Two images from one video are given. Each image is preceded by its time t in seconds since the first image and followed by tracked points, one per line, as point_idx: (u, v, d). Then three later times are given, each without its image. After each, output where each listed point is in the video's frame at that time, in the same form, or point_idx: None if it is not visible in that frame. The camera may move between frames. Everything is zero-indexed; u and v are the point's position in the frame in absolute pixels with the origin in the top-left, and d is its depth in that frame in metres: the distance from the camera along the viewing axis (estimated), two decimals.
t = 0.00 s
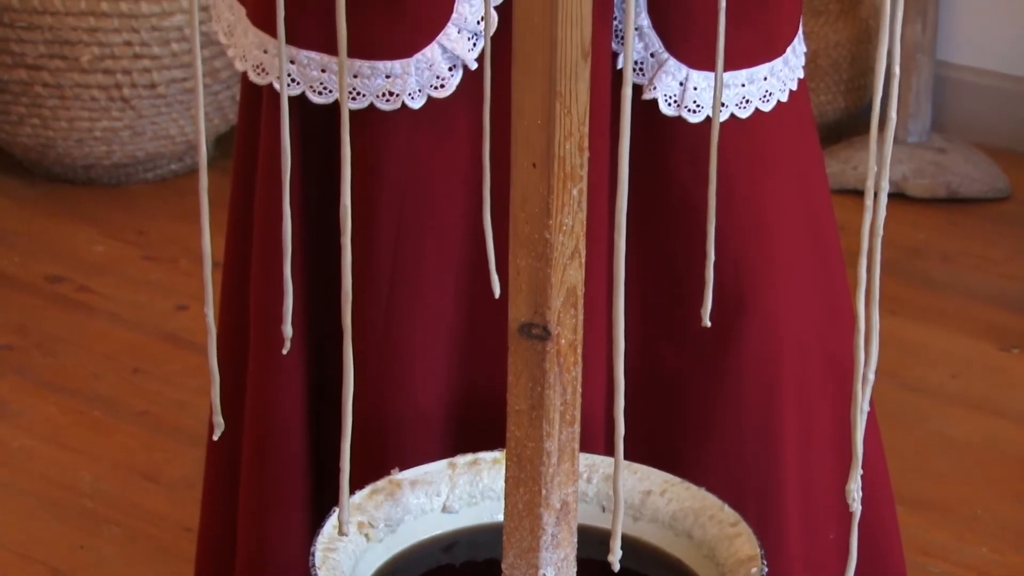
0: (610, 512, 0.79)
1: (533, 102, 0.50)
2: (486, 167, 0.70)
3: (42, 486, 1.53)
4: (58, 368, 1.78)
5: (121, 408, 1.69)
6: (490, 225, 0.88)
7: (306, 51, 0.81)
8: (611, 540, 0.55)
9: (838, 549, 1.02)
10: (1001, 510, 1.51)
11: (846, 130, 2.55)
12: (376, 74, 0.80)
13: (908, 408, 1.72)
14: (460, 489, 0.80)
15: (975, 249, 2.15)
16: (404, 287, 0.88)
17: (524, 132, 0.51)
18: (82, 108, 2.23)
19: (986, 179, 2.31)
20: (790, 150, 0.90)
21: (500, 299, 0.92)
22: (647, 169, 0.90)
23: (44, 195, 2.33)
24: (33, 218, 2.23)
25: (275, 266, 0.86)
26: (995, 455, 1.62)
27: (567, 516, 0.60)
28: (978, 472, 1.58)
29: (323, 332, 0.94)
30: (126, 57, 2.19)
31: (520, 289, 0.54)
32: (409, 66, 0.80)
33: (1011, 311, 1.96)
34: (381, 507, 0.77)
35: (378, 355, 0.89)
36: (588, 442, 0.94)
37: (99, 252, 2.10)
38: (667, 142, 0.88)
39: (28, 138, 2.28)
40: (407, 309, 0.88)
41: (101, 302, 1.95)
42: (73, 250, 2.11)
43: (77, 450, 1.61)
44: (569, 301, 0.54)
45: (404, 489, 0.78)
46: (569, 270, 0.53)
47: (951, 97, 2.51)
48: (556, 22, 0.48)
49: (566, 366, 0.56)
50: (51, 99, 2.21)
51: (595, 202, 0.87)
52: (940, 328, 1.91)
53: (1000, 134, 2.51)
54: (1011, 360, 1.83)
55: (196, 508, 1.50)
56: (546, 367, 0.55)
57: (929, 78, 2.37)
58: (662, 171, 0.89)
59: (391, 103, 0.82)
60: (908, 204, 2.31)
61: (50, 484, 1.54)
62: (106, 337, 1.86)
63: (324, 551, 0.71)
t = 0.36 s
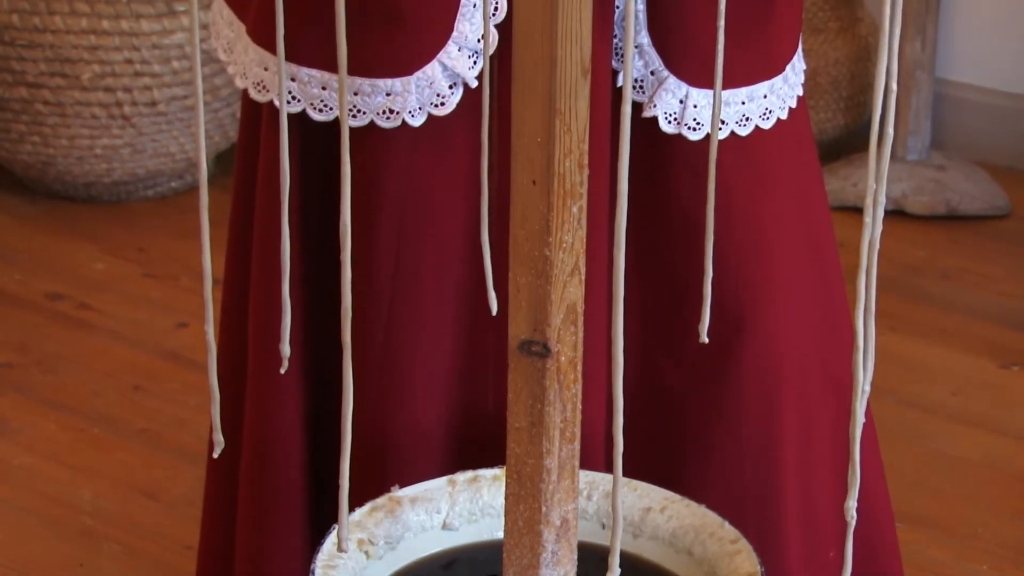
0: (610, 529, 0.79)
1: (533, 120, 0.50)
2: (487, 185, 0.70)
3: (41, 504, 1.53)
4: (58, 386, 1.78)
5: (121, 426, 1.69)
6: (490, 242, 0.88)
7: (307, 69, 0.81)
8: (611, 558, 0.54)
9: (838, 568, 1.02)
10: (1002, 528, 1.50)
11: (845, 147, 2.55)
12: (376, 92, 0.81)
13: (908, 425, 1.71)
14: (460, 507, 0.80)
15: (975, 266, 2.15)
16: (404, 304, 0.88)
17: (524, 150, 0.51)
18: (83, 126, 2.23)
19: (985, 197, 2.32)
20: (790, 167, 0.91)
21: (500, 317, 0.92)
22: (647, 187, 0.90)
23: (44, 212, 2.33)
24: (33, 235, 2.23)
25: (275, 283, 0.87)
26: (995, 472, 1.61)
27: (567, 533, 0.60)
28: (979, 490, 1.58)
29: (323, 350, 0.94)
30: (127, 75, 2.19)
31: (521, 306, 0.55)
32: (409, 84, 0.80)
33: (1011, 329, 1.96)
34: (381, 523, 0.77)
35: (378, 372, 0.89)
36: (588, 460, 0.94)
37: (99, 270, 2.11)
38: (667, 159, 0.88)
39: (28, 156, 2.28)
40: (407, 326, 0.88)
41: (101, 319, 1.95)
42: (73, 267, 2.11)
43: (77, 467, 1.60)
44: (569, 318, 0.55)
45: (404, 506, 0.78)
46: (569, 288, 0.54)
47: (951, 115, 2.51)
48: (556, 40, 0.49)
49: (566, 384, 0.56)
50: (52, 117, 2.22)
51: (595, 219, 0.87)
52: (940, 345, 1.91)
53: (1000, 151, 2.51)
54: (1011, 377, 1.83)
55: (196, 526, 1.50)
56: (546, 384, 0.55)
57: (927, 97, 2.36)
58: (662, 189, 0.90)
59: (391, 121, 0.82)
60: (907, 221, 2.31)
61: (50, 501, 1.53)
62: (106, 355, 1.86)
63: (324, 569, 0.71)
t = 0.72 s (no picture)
0: (610, 542, 0.79)
1: (534, 132, 0.50)
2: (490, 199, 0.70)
3: (40, 516, 1.53)
4: (58, 398, 1.78)
5: (121, 438, 1.69)
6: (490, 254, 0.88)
7: (307, 81, 0.81)
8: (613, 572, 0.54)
9: None
10: (1003, 540, 1.50)
11: (846, 159, 2.56)
12: (376, 104, 0.81)
13: (908, 437, 1.71)
14: (460, 519, 0.80)
15: (974, 278, 2.15)
16: (404, 316, 0.88)
17: (524, 162, 0.51)
18: (84, 138, 2.23)
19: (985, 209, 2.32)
20: (790, 179, 0.91)
21: (501, 329, 0.92)
22: (647, 199, 0.91)
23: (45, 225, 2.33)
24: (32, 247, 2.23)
25: (275, 296, 0.87)
26: (995, 484, 1.61)
27: (567, 544, 0.60)
28: (980, 502, 1.58)
29: (322, 361, 0.94)
30: (127, 87, 2.19)
31: (521, 319, 0.55)
32: (409, 96, 0.81)
33: (1012, 341, 1.96)
34: (381, 536, 0.77)
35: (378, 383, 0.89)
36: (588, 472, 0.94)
37: (99, 282, 2.11)
38: (667, 171, 0.88)
39: (29, 168, 2.28)
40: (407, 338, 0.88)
41: (100, 331, 1.95)
42: (73, 279, 2.11)
43: (76, 479, 1.60)
44: (569, 329, 0.55)
45: (404, 518, 0.78)
46: (569, 300, 0.54)
47: (951, 127, 2.51)
48: (556, 52, 0.49)
49: (567, 396, 0.56)
50: (53, 129, 2.21)
51: (595, 231, 0.87)
52: (940, 357, 1.91)
53: (999, 163, 2.51)
54: (1011, 389, 1.83)
55: (196, 538, 1.49)
56: (547, 396, 0.55)
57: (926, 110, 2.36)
58: (661, 200, 0.90)
59: (392, 133, 0.82)
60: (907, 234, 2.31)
61: (49, 513, 1.53)
62: (106, 367, 1.86)
63: None
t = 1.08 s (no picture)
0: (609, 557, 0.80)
1: (534, 147, 0.50)
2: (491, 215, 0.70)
3: (39, 531, 1.52)
4: (58, 413, 1.78)
5: (120, 453, 1.69)
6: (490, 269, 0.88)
7: (307, 97, 0.81)
8: None
9: None
10: (1003, 555, 1.50)
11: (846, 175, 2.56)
12: (376, 120, 0.81)
13: (908, 452, 1.71)
14: (461, 535, 0.80)
15: (974, 294, 2.15)
16: (404, 332, 0.88)
17: (524, 178, 0.51)
18: (84, 153, 2.23)
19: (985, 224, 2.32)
20: (789, 194, 0.91)
21: (501, 345, 0.92)
22: (647, 215, 0.91)
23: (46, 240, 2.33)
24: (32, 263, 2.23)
25: (275, 312, 0.87)
26: (995, 500, 1.61)
27: (567, 560, 0.60)
28: (980, 517, 1.58)
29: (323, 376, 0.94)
30: (128, 103, 2.19)
31: (521, 334, 0.55)
32: (409, 112, 0.81)
33: (1012, 356, 1.96)
34: (381, 552, 0.77)
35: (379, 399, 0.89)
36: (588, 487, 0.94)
37: (99, 297, 2.11)
38: (667, 186, 0.88)
39: (29, 184, 2.28)
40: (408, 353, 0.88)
41: (101, 347, 1.95)
42: (73, 295, 2.11)
43: (75, 495, 1.60)
44: (569, 345, 0.55)
45: (405, 534, 0.78)
46: (569, 315, 0.54)
47: (951, 143, 2.52)
48: (556, 67, 0.49)
49: (567, 412, 0.56)
50: (53, 144, 2.22)
51: (594, 246, 0.88)
52: (939, 372, 1.91)
53: (998, 178, 2.51)
54: (1010, 405, 1.82)
55: (195, 553, 1.49)
56: (547, 412, 0.55)
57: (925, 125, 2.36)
58: (661, 216, 0.90)
59: (392, 148, 0.82)
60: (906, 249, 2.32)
61: (47, 529, 1.53)
62: (106, 382, 1.86)
63: None
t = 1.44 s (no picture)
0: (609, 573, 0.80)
1: (534, 163, 0.51)
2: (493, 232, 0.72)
3: (39, 548, 1.52)
4: (58, 429, 1.78)
5: (120, 470, 1.69)
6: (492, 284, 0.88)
7: (309, 114, 0.82)
8: None
9: None
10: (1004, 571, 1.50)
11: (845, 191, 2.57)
12: (378, 136, 0.81)
13: (909, 468, 1.71)
14: (461, 550, 0.80)
15: (974, 309, 2.15)
16: (406, 347, 0.88)
17: (525, 194, 0.52)
18: (85, 169, 2.23)
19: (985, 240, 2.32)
20: (790, 210, 0.91)
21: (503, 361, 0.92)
22: (647, 230, 0.91)
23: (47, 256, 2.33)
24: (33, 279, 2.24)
25: (278, 328, 0.87)
26: (996, 516, 1.61)
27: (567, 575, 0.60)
28: (981, 533, 1.57)
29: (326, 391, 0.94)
30: (128, 119, 2.19)
31: (521, 349, 0.55)
32: (411, 129, 0.81)
33: (1012, 372, 1.95)
34: (381, 568, 0.77)
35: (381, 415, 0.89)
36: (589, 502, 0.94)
37: (100, 313, 2.11)
38: (667, 202, 0.88)
39: (30, 200, 2.28)
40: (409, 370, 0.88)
41: (101, 362, 1.95)
42: (74, 311, 2.11)
43: (75, 512, 1.60)
44: (570, 361, 0.55)
45: (405, 550, 0.78)
46: (569, 331, 0.54)
47: (951, 159, 2.52)
48: (556, 83, 0.49)
49: (568, 427, 0.56)
50: (54, 161, 2.22)
51: (594, 262, 0.87)
52: (940, 388, 1.91)
53: (998, 193, 2.52)
54: (1011, 421, 1.82)
55: (195, 570, 1.49)
56: (548, 427, 0.55)
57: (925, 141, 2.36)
58: (661, 233, 0.90)
59: (393, 164, 0.82)
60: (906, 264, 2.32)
61: (47, 545, 1.53)
62: (106, 398, 1.86)
63: None
